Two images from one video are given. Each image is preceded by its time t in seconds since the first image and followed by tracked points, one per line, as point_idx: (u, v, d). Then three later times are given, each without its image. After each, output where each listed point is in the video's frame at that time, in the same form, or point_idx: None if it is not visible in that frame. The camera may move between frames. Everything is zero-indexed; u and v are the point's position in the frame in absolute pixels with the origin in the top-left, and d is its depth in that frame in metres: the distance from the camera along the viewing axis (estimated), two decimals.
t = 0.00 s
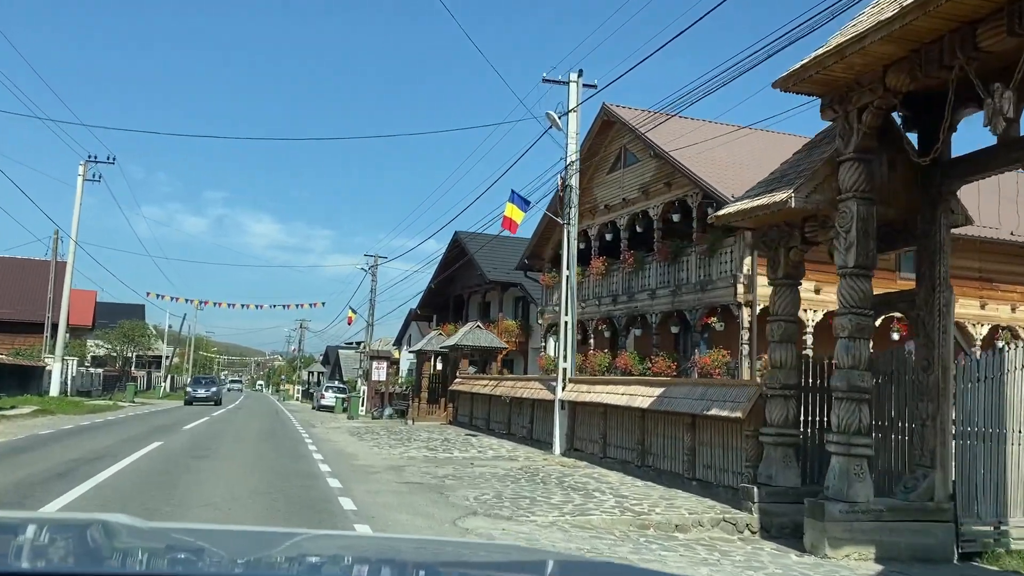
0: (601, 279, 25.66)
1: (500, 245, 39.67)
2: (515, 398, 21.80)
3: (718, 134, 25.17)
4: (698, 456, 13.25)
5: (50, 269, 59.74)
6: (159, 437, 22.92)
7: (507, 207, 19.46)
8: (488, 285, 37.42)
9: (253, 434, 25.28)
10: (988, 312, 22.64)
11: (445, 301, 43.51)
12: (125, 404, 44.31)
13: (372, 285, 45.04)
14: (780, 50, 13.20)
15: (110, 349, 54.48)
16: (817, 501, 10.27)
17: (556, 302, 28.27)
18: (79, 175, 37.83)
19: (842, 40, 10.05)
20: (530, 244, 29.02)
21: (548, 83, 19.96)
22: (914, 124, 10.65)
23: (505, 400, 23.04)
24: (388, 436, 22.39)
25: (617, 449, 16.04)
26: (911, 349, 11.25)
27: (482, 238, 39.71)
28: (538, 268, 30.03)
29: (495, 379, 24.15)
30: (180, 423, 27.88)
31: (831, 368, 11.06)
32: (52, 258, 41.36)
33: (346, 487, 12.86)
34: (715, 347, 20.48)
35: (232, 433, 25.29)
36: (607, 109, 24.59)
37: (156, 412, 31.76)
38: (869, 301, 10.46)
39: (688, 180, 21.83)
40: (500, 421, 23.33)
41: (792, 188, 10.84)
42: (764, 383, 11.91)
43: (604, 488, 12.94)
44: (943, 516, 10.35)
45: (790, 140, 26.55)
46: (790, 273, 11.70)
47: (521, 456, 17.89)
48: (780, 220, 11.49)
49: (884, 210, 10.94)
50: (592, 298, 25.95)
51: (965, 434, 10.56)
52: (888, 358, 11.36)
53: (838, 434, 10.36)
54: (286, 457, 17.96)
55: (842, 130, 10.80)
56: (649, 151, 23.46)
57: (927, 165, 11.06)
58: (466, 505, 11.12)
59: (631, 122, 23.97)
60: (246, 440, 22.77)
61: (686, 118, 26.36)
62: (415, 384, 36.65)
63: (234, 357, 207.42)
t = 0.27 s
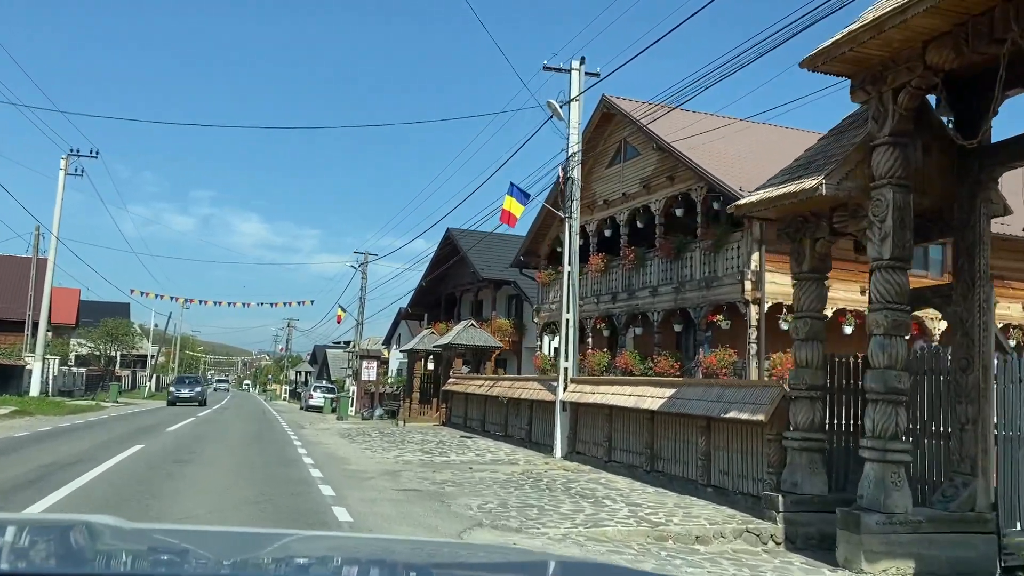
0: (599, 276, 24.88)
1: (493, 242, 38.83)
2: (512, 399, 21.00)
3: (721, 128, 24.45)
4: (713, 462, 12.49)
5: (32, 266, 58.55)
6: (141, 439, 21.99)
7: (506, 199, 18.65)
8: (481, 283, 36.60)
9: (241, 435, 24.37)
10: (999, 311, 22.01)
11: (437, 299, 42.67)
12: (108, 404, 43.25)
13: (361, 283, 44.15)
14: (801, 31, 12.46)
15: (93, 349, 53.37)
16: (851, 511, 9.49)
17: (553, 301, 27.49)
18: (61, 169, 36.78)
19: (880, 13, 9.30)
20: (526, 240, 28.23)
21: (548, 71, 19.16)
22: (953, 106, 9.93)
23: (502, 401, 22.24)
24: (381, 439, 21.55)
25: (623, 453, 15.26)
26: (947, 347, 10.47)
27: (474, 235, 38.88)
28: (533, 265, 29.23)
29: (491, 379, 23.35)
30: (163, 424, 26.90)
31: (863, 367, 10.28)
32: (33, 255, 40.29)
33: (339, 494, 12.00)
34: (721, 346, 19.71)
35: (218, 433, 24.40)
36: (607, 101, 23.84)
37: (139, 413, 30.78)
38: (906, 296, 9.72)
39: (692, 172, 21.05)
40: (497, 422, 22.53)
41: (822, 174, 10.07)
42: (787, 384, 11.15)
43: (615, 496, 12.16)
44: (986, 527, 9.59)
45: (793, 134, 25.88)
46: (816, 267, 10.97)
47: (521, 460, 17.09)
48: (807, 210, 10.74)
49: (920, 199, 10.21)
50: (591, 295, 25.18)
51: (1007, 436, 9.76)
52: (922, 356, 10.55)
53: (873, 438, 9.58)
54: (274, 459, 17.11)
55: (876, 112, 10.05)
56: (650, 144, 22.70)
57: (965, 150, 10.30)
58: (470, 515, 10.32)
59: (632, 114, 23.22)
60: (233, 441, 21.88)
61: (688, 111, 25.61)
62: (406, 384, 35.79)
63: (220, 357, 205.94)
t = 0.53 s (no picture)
0: (599, 274, 24.13)
1: (486, 240, 38.02)
2: (511, 400, 20.21)
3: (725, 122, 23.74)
4: (732, 468, 11.73)
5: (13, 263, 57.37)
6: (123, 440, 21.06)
7: (506, 191, 17.85)
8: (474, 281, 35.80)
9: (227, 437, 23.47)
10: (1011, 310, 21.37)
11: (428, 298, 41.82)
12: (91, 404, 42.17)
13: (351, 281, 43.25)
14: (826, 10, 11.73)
15: (76, 347, 52.26)
16: (892, 523, 8.73)
17: (550, 299, 26.73)
18: (43, 163, 35.75)
19: None
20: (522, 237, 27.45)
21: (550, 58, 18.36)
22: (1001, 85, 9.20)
23: (499, 402, 21.45)
24: (373, 441, 20.71)
25: (631, 457, 14.49)
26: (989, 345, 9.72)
27: (468, 232, 38.06)
28: (529, 262, 28.44)
29: (488, 380, 22.54)
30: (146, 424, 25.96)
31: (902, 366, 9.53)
32: (14, 251, 39.21)
33: (334, 503, 11.18)
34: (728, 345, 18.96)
35: (204, 434, 23.49)
36: (608, 92, 23.13)
37: (122, 413, 29.80)
38: (951, 291, 8.97)
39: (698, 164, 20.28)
40: (494, 424, 21.74)
41: (859, 159, 9.32)
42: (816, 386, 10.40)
43: (629, 504, 11.37)
44: None
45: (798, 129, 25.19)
46: (847, 260, 10.25)
47: (522, 464, 16.29)
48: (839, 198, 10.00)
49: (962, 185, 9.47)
50: (590, 293, 24.40)
51: None
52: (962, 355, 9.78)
53: (916, 445, 8.82)
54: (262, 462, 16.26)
55: (917, 91, 9.29)
56: (653, 136, 21.95)
57: (1012, 132, 9.55)
58: (477, 527, 9.53)
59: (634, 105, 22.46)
60: (219, 443, 20.98)
61: (690, 103, 24.87)
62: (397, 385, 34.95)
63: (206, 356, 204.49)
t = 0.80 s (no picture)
0: (599, 270, 23.37)
1: (479, 237, 37.23)
2: (510, 401, 19.42)
3: (729, 115, 23.04)
4: (755, 475, 10.97)
5: None
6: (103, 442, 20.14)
7: (507, 183, 17.06)
8: (468, 279, 35.02)
9: (214, 439, 22.58)
10: None
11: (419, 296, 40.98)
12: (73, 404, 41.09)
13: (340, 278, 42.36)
14: None
15: (58, 346, 51.16)
16: (943, 538, 7.99)
17: (548, 297, 25.96)
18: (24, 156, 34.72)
19: None
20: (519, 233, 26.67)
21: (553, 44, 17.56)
22: None
23: (497, 403, 20.67)
24: (366, 444, 19.90)
25: (642, 462, 13.73)
26: None
27: (461, 229, 37.25)
28: (526, 259, 27.67)
29: (485, 380, 21.75)
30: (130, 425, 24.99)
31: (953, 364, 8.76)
32: None
33: (330, 515, 10.32)
34: (737, 344, 18.24)
35: (190, 437, 22.61)
36: (609, 83, 22.38)
37: (105, 414, 28.84)
38: (1005, 284, 8.23)
39: (705, 157, 19.53)
40: (492, 426, 20.95)
41: (904, 142, 8.56)
42: (851, 387, 9.65)
43: (646, 515, 10.60)
44: None
45: (802, 122, 24.53)
46: (885, 252, 9.54)
47: (525, 469, 15.51)
48: (879, 183, 9.23)
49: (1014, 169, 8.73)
50: (590, 290, 23.65)
51: None
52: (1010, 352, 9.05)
53: (968, 452, 8.07)
54: (251, 467, 15.41)
55: (967, 68, 8.54)
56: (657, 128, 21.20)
57: None
58: (486, 541, 8.77)
59: (637, 96, 21.71)
60: (206, 446, 20.11)
61: (693, 95, 24.12)
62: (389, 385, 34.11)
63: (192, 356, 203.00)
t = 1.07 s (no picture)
0: (600, 268, 22.60)
1: (472, 234, 36.42)
2: (510, 403, 18.63)
3: (735, 108, 22.32)
4: (783, 484, 10.23)
5: None
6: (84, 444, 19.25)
7: (509, 175, 16.27)
8: (461, 277, 34.22)
9: (200, 443, 21.68)
10: None
11: (411, 295, 40.12)
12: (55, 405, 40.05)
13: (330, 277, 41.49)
14: None
15: (39, 345, 50.06)
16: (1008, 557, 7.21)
17: (546, 295, 25.17)
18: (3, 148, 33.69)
19: None
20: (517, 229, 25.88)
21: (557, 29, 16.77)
22: None
23: (496, 404, 19.86)
24: (360, 447, 19.05)
25: (655, 468, 12.96)
26: None
27: (454, 226, 36.44)
28: (523, 256, 26.90)
29: (482, 380, 20.93)
30: (113, 427, 24.07)
31: None
32: None
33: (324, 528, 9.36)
34: (748, 344, 17.51)
35: (174, 440, 21.71)
36: (612, 73, 21.63)
37: (87, 415, 27.89)
38: None
39: (714, 149, 18.78)
40: (490, 428, 20.14)
41: (961, 121, 7.83)
42: (893, 390, 8.91)
43: (668, 528, 9.84)
44: None
45: (808, 117, 23.84)
46: (931, 243, 8.83)
47: (528, 475, 14.73)
48: (928, 168, 8.51)
49: None
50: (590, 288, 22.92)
51: None
52: None
53: None
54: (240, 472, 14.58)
55: None
56: (662, 120, 20.46)
57: None
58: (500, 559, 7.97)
59: (641, 87, 20.97)
60: (192, 449, 19.23)
61: (697, 88, 23.39)
62: (380, 385, 33.25)
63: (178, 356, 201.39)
